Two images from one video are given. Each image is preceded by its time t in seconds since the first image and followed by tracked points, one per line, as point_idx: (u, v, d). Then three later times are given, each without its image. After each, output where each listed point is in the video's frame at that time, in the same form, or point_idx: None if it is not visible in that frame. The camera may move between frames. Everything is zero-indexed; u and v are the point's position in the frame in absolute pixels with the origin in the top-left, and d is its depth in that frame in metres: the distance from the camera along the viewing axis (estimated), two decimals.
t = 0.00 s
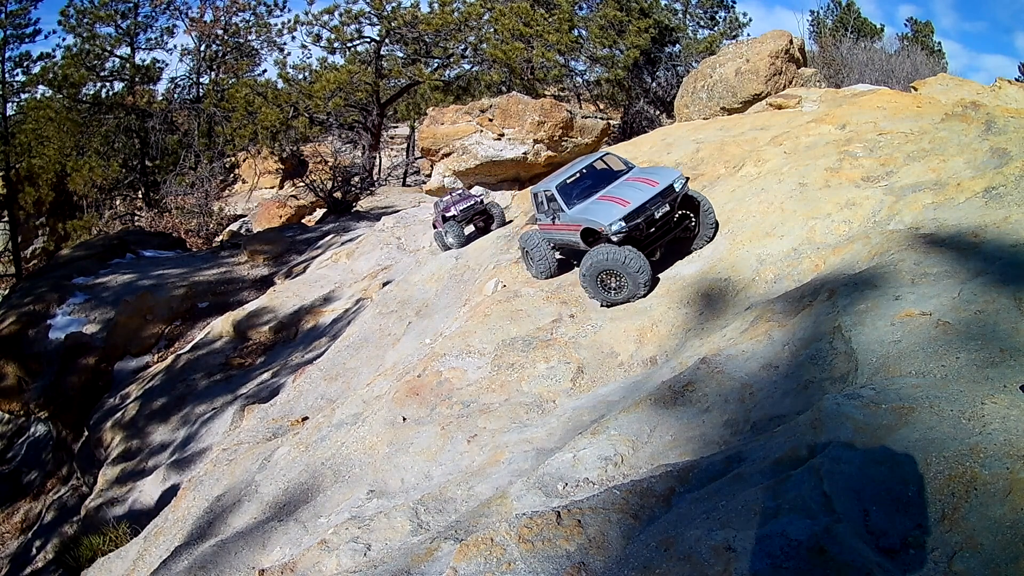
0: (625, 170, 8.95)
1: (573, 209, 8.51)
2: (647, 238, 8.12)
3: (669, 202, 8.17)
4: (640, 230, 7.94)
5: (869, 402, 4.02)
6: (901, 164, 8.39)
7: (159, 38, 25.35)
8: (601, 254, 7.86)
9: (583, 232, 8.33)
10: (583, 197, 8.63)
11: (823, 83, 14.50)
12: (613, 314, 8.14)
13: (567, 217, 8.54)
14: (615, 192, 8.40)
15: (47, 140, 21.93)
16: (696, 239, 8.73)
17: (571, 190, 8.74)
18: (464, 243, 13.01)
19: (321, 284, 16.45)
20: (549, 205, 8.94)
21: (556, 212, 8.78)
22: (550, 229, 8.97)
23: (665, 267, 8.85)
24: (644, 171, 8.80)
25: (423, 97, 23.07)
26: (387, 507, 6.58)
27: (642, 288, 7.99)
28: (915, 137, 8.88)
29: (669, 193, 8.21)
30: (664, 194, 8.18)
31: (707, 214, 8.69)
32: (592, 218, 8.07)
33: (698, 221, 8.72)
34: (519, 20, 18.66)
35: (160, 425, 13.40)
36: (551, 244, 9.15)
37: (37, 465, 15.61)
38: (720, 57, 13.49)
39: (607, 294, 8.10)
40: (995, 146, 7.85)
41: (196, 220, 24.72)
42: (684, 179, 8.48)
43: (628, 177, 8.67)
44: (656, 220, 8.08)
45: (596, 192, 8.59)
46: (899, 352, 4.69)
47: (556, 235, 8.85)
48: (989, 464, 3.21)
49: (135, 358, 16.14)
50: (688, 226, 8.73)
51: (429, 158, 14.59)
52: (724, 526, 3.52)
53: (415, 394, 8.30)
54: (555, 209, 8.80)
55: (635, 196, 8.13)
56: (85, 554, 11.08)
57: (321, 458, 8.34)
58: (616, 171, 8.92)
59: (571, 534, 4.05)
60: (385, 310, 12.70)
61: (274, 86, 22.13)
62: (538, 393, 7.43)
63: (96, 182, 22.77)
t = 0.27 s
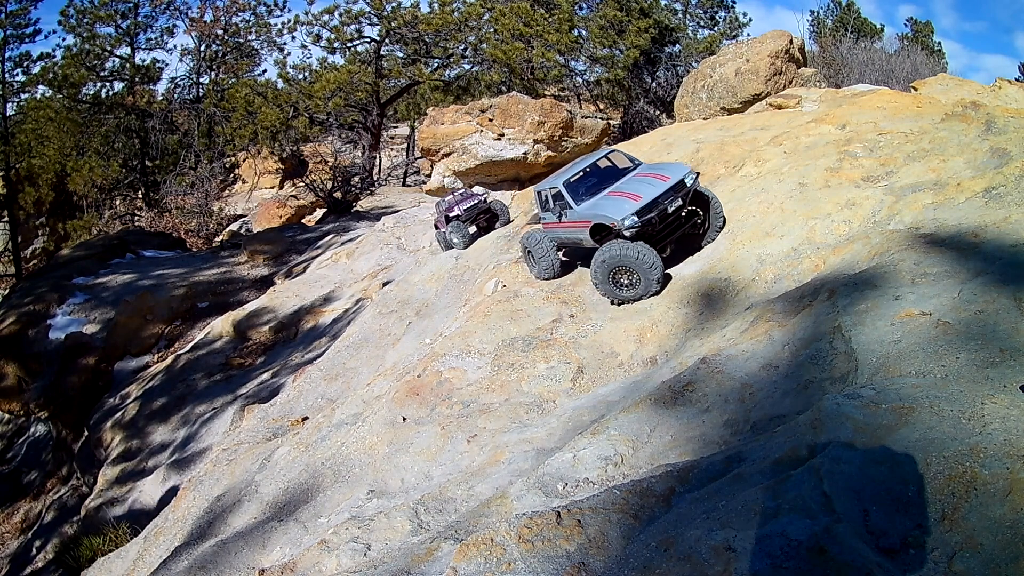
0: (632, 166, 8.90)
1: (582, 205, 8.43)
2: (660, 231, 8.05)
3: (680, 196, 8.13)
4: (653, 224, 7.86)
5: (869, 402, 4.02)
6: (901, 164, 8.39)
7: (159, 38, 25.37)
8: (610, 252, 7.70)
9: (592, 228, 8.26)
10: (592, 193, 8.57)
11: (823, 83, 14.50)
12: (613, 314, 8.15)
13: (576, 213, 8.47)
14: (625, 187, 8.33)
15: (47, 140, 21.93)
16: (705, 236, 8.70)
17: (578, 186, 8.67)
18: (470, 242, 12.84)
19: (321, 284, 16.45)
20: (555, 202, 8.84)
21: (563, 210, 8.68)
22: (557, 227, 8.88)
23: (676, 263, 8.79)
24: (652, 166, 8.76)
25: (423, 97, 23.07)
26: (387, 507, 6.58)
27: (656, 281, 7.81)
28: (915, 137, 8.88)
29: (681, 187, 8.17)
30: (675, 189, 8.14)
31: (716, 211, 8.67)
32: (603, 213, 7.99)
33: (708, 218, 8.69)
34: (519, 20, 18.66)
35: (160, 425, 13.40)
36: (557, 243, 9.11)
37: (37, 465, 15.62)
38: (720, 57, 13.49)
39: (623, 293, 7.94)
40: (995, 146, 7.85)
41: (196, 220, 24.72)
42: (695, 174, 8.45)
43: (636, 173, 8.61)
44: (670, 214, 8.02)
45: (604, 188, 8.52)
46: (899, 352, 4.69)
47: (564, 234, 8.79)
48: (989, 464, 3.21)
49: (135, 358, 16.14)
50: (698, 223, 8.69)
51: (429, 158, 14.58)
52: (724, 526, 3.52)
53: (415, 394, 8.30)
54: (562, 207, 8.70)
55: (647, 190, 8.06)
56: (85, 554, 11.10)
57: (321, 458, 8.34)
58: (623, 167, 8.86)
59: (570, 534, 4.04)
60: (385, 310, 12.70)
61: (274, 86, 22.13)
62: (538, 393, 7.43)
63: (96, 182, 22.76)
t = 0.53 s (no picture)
0: (642, 160, 8.85)
1: (595, 200, 8.33)
2: (678, 222, 7.99)
3: (697, 186, 8.08)
4: (672, 214, 7.80)
5: (869, 402, 4.02)
6: (901, 164, 8.39)
7: (159, 38, 25.38)
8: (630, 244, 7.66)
9: (607, 222, 8.17)
10: (603, 188, 8.48)
11: (823, 83, 14.49)
12: (613, 314, 8.16)
13: (588, 209, 8.37)
14: (640, 180, 8.27)
15: (47, 140, 21.92)
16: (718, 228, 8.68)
17: (588, 182, 8.58)
18: (473, 242, 12.73)
19: (321, 284, 16.45)
20: (564, 200, 8.73)
21: (573, 206, 8.57)
22: (567, 224, 8.75)
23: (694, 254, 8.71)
24: (664, 159, 8.72)
25: (423, 97, 23.06)
26: (387, 507, 6.59)
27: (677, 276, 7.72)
28: (914, 137, 8.88)
29: (697, 177, 8.13)
30: (691, 179, 8.09)
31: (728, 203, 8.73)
32: (621, 205, 7.90)
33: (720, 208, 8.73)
34: (519, 20, 18.67)
35: (160, 425, 13.40)
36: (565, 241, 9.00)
37: (37, 465, 15.63)
38: (720, 57, 13.49)
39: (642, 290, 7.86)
40: (995, 146, 7.85)
41: (196, 220, 24.72)
42: (709, 164, 8.42)
43: (648, 166, 8.56)
44: (688, 204, 7.97)
45: (616, 182, 8.45)
46: (899, 352, 4.69)
47: (575, 231, 8.68)
48: (989, 464, 3.21)
49: (135, 358, 16.14)
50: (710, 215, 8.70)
51: (429, 158, 14.57)
52: (724, 526, 3.52)
53: (415, 394, 8.30)
54: (573, 203, 8.58)
55: (664, 182, 8.00)
56: (85, 554, 11.11)
57: (321, 458, 8.34)
58: (633, 162, 8.81)
59: (570, 534, 4.04)
60: (386, 310, 12.71)
61: (274, 86, 22.13)
62: (538, 393, 7.43)
63: (96, 182, 22.76)
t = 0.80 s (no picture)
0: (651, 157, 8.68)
1: (607, 200, 8.12)
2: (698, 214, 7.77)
3: (714, 175, 7.90)
4: (693, 206, 7.58)
5: (869, 402, 4.02)
6: (901, 164, 8.39)
7: (159, 38, 25.41)
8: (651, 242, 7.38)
9: (623, 220, 7.93)
10: (614, 187, 8.28)
11: (823, 83, 14.49)
12: (613, 314, 8.16)
13: (601, 209, 8.15)
14: (653, 175, 8.08)
15: (47, 140, 21.93)
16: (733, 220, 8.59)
17: (598, 181, 8.38)
18: (474, 243, 12.56)
19: (321, 284, 16.45)
20: (574, 202, 8.53)
21: (584, 208, 8.36)
22: (579, 227, 8.52)
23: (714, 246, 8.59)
24: (674, 153, 8.56)
25: (423, 97, 23.06)
26: (387, 507, 6.59)
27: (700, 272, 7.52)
28: (914, 137, 8.88)
29: (713, 167, 7.97)
30: (707, 169, 7.91)
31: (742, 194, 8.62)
32: (638, 201, 7.67)
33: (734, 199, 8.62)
34: (519, 20, 18.68)
35: (160, 425, 13.40)
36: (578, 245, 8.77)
37: (37, 465, 15.64)
38: (720, 57, 13.49)
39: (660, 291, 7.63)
40: (995, 146, 7.85)
41: (196, 220, 24.73)
42: (723, 154, 8.27)
43: (660, 162, 8.40)
44: (707, 195, 7.78)
45: (629, 179, 8.27)
46: (899, 352, 4.69)
47: (588, 233, 8.45)
48: (989, 464, 3.21)
49: (135, 358, 16.14)
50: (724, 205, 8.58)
51: (429, 158, 14.55)
52: (724, 526, 3.52)
53: (415, 394, 8.31)
54: (584, 204, 8.36)
55: (680, 174, 7.82)
56: (85, 554, 11.12)
57: (321, 458, 8.34)
58: (642, 159, 8.65)
59: (570, 534, 4.05)
60: (386, 310, 12.71)
61: (274, 86, 22.14)
62: (538, 393, 7.43)
63: (96, 182, 22.75)
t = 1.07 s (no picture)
0: (676, 150, 8.33)
1: (644, 197, 7.70)
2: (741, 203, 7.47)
3: (752, 161, 7.62)
4: (740, 193, 7.27)
5: (869, 402, 4.02)
6: (900, 164, 8.39)
7: (159, 38, 25.42)
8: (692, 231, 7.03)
9: (666, 215, 7.53)
10: (647, 183, 7.86)
11: (823, 83, 14.49)
12: (613, 314, 8.14)
13: (640, 206, 7.71)
14: (689, 167, 7.71)
15: (47, 140, 21.93)
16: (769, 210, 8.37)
17: (628, 178, 7.95)
18: (476, 244, 12.40)
19: (321, 284, 16.45)
20: (603, 203, 8.04)
21: (618, 208, 7.90)
22: (611, 229, 8.07)
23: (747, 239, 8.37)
24: (701, 143, 8.22)
25: (423, 97, 23.06)
26: (387, 507, 6.59)
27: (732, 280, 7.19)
28: (915, 137, 8.88)
29: (750, 153, 7.66)
30: (745, 155, 7.63)
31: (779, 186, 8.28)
32: (684, 193, 7.27)
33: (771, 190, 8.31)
34: (519, 20, 18.68)
35: (160, 425, 13.40)
36: (609, 248, 8.33)
37: (37, 465, 15.65)
38: (720, 57, 13.49)
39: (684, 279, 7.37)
40: (995, 146, 7.85)
41: (196, 220, 24.73)
42: (755, 139, 7.97)
43: (689, 153, 8.04)
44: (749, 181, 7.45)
45: (662, 174, 7.88)
46: (900, 352, 4.69)
47: (623, 234, 8.01)
48: (989, 464, 3.21)
49: (135, 358, 16.14)
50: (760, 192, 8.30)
51: (429, 158, 14.54)
52: (724, 526, 3.52)
53: (415, 394, 8.31)
54: (616, 205, 7.91)
55: (719, 162, 7.47)
56: (85, 554, 11.13)
57: (321, 458, 8.35)
58: (667, 153, 8.28)
59: (571, 534, 4.04)
60: (385, 310, 12.71)
61: (274, 86, 22.13)
62: (538, 393, 7.43)
63: (96, 182, 22.75)
